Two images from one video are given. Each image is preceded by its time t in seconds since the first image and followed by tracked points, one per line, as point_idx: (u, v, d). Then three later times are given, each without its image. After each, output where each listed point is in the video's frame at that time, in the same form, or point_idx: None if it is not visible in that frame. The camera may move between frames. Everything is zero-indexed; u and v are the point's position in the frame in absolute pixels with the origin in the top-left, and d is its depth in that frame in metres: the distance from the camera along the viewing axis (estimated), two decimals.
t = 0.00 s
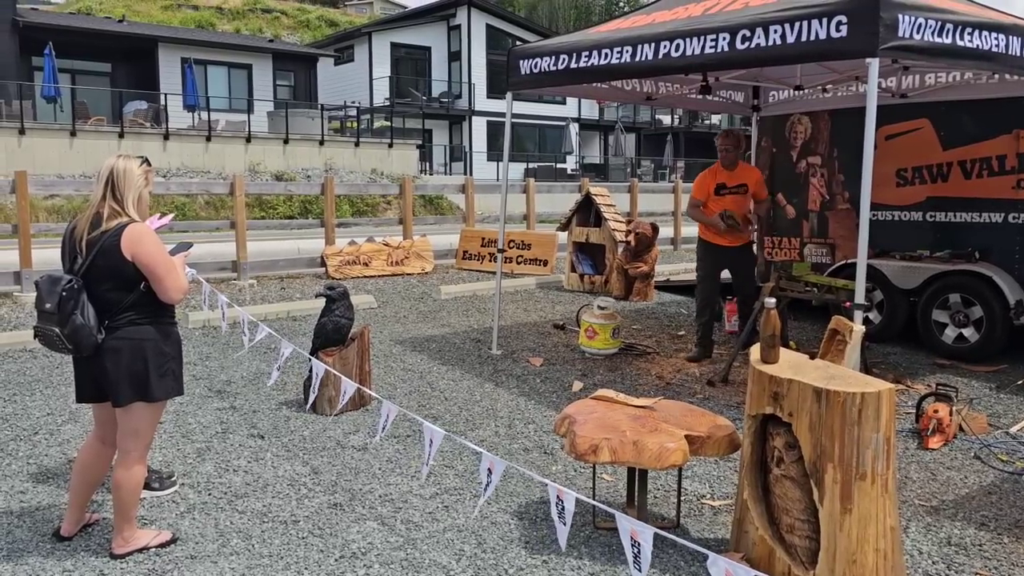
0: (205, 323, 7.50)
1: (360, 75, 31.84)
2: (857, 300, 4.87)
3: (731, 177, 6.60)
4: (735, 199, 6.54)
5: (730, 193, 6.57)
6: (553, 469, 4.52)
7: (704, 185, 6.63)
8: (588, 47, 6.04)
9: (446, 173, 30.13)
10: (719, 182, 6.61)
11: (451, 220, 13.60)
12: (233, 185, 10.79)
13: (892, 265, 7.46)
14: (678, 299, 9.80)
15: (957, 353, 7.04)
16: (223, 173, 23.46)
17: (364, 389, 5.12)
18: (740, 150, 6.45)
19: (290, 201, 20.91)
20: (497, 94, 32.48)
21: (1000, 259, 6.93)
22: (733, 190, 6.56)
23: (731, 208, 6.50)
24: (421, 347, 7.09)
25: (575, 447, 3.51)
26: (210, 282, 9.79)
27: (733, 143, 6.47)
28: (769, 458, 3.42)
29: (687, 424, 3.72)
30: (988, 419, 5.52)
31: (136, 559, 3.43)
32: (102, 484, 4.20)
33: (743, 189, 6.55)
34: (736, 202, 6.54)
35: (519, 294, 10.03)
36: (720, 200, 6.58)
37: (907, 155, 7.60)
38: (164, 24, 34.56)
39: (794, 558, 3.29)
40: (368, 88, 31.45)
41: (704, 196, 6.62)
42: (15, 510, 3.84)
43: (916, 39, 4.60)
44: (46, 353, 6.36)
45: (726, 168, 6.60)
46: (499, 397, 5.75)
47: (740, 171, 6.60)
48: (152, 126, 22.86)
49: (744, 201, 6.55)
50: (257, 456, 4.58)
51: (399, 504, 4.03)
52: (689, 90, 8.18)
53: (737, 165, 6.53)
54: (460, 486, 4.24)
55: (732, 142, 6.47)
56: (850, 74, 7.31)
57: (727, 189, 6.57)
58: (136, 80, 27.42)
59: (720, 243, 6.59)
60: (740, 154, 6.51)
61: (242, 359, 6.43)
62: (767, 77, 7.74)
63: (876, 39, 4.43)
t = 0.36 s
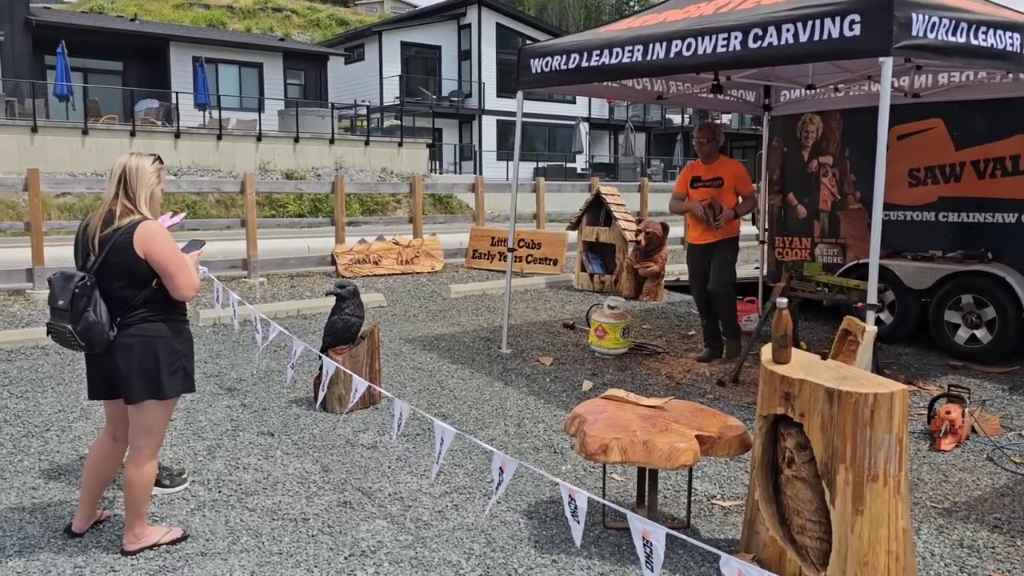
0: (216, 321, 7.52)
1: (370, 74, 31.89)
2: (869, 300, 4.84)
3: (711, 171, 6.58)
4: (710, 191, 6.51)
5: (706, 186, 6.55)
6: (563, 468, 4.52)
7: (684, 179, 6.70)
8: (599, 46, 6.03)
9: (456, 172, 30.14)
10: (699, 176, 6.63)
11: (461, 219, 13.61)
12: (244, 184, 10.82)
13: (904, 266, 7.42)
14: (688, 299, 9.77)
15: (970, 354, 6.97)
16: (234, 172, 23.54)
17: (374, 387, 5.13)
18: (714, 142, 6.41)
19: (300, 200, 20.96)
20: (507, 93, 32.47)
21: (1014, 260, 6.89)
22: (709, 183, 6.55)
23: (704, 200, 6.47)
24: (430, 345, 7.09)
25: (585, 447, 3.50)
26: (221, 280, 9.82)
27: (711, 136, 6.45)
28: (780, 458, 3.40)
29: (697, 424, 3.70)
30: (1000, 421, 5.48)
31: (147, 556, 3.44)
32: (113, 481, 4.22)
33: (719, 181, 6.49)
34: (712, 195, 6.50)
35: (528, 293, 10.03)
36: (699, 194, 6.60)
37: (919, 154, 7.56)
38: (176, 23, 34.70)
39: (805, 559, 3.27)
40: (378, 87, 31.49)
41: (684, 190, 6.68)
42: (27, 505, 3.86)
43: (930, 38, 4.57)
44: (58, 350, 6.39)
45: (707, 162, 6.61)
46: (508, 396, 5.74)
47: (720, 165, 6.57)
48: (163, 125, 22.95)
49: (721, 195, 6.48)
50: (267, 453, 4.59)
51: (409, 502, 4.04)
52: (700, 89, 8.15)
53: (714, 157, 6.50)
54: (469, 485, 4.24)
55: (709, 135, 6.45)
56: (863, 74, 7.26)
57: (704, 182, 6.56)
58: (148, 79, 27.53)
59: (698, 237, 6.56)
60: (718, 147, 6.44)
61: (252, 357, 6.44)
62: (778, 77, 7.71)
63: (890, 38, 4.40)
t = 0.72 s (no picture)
0: (229, 319, 7.54)
1: (382, 73, 31.93)
2: (884, 299, 4.80)
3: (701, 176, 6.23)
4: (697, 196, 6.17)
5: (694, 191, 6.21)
6: (575, 467, 4.51)
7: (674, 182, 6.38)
8: (611, 44, 6.01)
9: (467, 171, 30.15)
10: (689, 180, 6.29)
11: (473, 217, 13.61)
12: (256, 183, 10.85)
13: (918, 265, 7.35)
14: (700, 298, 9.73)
15: (985, 354, 6.91)
16: (246, 171, 23.63)
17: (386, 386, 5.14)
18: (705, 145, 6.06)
19: (312, 199, 21.02)
20: (518, 91, 32.45)
21: None
22: (697, 186, 6.20)
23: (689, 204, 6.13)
24: (442, 344, 7.09)
25: (598, 446, 3.49)
26: (233, 278, 9.86)
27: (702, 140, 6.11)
28: (794, 458, 3.38)
29: (711, 423, 3.68)
30: (1017, 421, 5.43)
31: (160, 554, 3.45)
32: (127, 479, 4.23)
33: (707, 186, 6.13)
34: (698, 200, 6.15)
35: (540, 292, 10.02)
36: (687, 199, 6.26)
37: (934, 152, 7.50)
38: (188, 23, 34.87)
39: (819, 559, 3.25)
40: (390, 86, 31.53)
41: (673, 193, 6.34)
42: (42, 502, 3.89)
43: (946, 34, 4.53)
44: (73, 348, 6.43)
45: (697, 166, 6.27)
46: (520, 395, 5.73)
47: (712, 169, 6.20)
48: (176, 124, 23.07)
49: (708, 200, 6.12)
50: (280, 452, 4.60)
51: (421, 501, 4.03)
52: (713, 87, 8.10)
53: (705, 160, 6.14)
54: (481, 484, 4.24)
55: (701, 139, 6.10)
56: (877, 71, 7.19)
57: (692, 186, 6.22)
58: (161, 79, 27.66)
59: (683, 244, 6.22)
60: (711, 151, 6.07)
61: (265, 356, 6.45)
62: (792, 75, 7.66)
63: (906, 35, 4.36)
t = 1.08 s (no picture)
0: (245, 316, 7.55)
1: (395, 70, 31.95)
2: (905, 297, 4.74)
3: (686, 168, 6.06)
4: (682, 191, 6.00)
5: (679, 184, 6.04)
6: (592, 465, 4.48)
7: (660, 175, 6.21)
8: (627, 39, 5.97)
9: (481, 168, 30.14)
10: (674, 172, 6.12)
11: (487, 215, 13.59)
12: (271, 180, 10.87)
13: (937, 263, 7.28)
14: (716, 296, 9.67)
15: (1005, 352, 6.85)
16: (261, 168, 23.71)
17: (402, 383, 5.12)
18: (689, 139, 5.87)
19: (326, 196, 21.05)
20: (532, 88, 32.40)
21: None
22: (682, 181, 6.02)
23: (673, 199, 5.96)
24: (457, 341, 7.07)
25: (616, 444, 3.46)
26: (248, 275, 9.88)
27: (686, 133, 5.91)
28: (814, 457, 3.34)
29: (730, 422, 3.65)
30: None
31: (177, 551, 3.45)
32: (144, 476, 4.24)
33: (691, 180, 5.96)
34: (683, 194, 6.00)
35: (555, 289, 9.98)
36: (671, 192, 6.10)
37: (954, 148, 7.41)
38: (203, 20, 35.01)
39: (840, 560, 3.21)
40: (403, 83, 31.53)
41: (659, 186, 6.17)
42: (60, 499, 3.90)
43: (968, 29, 4.47)
44: (90, 345, 6.45)
45: (682, 159, 6.08)
46: (536, 393, 5.70)
47: (697, 162, 6.01)
48: (191, 121, 23.18)
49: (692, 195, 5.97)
50: (296, 449, 4.59)
51: (437, 499, 4.02)
52: (729, 83, 8.03)
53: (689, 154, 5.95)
54: (497, 482, 4.22)
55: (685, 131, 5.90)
56: (896, 66, 7.11)
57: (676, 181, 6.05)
58: (176, 76, 27.78)
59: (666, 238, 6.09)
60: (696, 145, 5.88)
61: (280, 353, 6.46)
62: (810, 70, 7.57)
63: (928, 29, 4.30)
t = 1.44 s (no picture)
0: (257, 313, 7.55)
1: (406, 68, 31.98)
2: (923, 295, 4.69)
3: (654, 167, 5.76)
4: (651, 190, 5.70)
5: (647, 184, 5.74)
6: (605, 463, 4.46)
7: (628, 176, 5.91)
8: (641, 36, 5.94)
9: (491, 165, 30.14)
10: (642, 173, 5.81)
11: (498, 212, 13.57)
12: (282, 177, 10.89)
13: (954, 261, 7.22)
14: (729, 294, 9.62)
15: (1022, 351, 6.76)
16: (272, 165, 23.78)
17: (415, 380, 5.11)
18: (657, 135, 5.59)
19: (337, 193, 21.11)
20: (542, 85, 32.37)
21: None
22: (651, 180, 5.72)
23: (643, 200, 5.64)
24: (469, 338, 7.06)
25: (630, 442, 3.44)
26: (260, 273, 9.89)
27: (653, 130, 5.62)
28: (831, 456, 3.31)
29: (745, 420, 3.62)
30: None
31: (191, 547, 3.45)
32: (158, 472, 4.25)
33: (661, 179, 5.67)
34: (652, 194, 5.68)
35: (567, 286, 9.95)
36: (640, 193, 5.79)
37: (971, 145, 7.33)
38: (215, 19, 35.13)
39: (857, 560, 3.18)
40: (414, 80, 31.55)
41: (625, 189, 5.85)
42: (75, 495, 3.91)
43: (987, 24, 4.42)
44: (103, 341, 6.47)
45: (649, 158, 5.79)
46: (548, 391, 5.68)
47: (665, 161, 5.74)
48: (203, 119, 23.28)
49: (662, 194, 5.66)
50: (309, 446, 4.59)
51: (450, 496, 4.01)
52: (743, 80, 7.98)
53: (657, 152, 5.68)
54: (510, 479, 4.20)
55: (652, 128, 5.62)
56: (913, 63, 7.04)
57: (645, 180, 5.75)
58: (188, 74, 27.89)
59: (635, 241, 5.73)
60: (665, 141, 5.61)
61: (292, 350, 6.45)
62: (824, 67, 7.49)
63: (947, 24, 4.25)
